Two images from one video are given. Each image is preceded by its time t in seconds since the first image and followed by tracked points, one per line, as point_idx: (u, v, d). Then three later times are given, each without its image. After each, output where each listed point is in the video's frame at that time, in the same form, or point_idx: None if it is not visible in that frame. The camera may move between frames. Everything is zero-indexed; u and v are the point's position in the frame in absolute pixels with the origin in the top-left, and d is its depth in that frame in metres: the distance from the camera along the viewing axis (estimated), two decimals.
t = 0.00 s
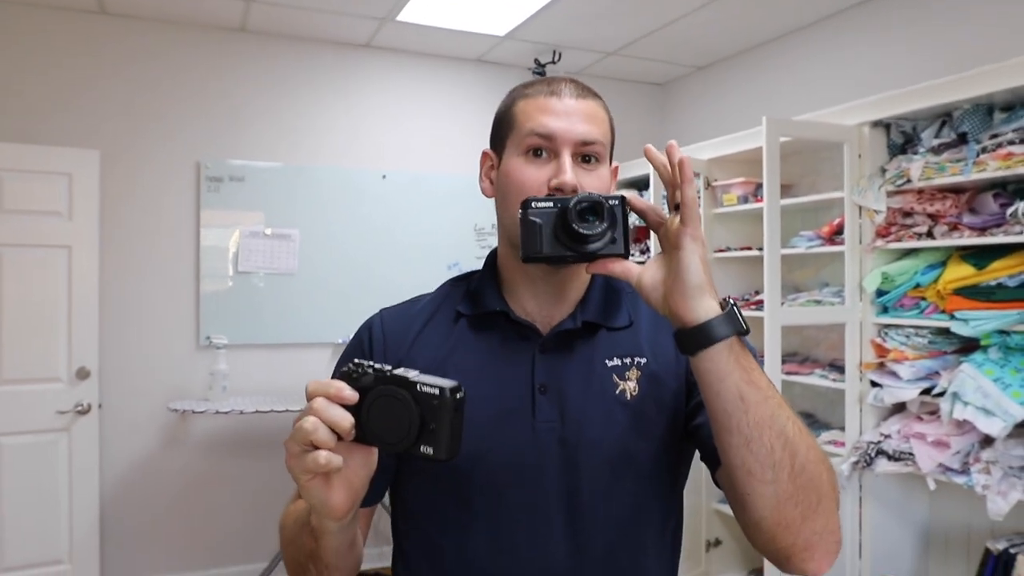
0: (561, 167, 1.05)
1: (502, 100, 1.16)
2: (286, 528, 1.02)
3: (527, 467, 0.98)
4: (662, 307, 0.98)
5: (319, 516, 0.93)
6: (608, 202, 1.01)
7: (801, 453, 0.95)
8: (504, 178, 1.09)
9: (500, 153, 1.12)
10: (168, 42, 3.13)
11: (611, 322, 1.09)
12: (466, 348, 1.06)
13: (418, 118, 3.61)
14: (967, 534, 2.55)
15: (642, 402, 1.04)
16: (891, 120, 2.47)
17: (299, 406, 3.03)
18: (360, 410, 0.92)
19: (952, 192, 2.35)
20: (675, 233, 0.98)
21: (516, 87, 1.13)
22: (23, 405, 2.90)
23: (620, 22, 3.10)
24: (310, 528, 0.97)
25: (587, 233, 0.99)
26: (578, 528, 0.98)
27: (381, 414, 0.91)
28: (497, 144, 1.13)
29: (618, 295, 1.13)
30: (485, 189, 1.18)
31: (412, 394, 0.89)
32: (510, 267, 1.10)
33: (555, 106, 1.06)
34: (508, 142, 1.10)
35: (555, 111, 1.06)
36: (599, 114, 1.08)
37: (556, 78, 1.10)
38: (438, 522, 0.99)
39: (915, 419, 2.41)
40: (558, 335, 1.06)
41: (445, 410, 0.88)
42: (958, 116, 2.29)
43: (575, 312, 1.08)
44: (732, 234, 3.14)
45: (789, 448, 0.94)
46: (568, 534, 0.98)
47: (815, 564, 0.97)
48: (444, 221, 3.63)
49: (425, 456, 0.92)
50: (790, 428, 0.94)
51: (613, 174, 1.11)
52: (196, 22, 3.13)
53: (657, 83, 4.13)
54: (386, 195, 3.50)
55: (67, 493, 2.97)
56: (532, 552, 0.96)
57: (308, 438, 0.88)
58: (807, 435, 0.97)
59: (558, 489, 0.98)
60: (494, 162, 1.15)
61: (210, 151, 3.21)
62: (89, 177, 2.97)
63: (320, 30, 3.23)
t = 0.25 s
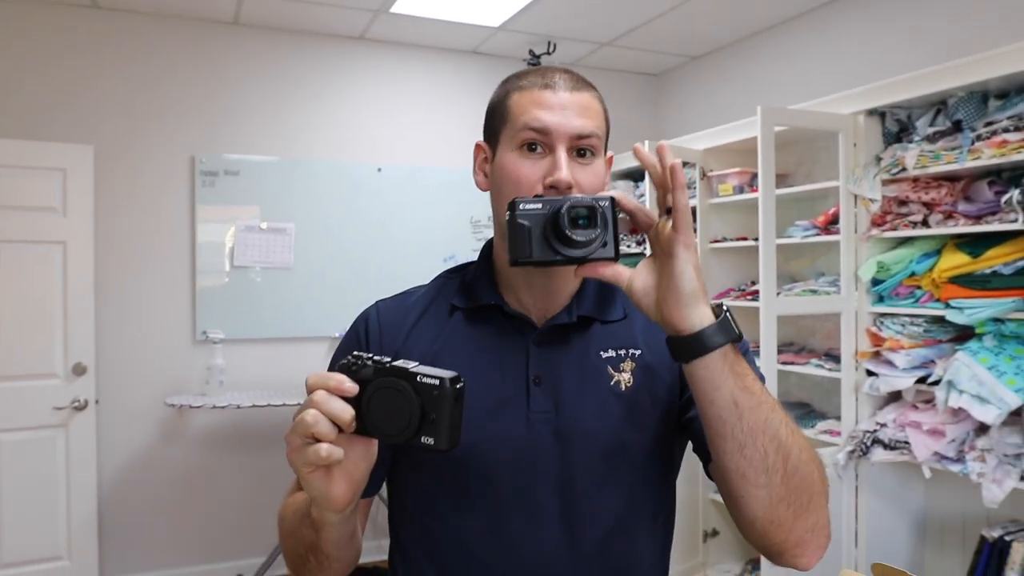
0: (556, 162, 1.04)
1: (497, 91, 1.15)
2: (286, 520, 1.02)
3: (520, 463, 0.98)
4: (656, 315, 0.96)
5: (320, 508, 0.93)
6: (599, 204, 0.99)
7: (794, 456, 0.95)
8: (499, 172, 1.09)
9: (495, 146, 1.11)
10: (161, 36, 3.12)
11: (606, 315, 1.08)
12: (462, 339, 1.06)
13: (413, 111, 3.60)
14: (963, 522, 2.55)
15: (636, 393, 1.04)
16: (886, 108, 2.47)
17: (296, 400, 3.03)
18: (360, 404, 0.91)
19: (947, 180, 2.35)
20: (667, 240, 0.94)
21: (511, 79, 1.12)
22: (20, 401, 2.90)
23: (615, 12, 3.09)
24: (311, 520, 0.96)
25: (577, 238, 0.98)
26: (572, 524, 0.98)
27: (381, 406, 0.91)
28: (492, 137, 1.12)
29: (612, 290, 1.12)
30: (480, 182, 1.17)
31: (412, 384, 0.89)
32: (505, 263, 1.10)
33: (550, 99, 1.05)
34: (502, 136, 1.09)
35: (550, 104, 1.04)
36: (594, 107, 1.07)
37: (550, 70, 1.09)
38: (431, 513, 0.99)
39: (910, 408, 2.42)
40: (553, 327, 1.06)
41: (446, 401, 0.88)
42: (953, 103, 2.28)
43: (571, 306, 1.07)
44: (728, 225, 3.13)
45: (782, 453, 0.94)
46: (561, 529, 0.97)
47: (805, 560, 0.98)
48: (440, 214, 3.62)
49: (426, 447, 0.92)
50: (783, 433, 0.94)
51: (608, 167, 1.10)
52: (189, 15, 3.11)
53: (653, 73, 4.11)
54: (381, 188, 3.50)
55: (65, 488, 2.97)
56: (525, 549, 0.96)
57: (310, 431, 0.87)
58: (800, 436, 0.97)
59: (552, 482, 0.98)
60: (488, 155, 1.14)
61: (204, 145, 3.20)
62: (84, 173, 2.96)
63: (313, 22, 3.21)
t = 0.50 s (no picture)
0: (546, 164, 1.04)
1: (491, 93, 1.15)
2: (281, 526, 1.02)
3: (517, 463, 0.98)
4: (655, 317, 0.96)
5: (314, 516, 0.92)
6: (598, 204, 0.99)
7: (793, 456, 0.95)
8: (490, 175, 1.08)
9: (487, 148, 1.11)
10: (155, 36, 3.11)
11: (599, 317, 1.08)
12: (454, 342, 1.06)
13: (408, 112, 3.60)
14: (958, 524, 2.56)
15: (630, 395, 1.04)
16: (881, 110, 2.47)
17: (291, 401, 3.02)
18: (352, 412, 0.91)
19: (941, 182, 2.35)
20: (667, 241, 0.94)
21: (504, 81, 1.12)
22: (14, 403, 2.89)
23: (609, 14, 3.09)
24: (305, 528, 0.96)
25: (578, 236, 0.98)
26: (570, 526, 0.97)
27: (373, 415, 0.91)
28: (484, 138, 1.12)
29: (605, 291, 1.12)
30: (472, 184, 1.17)
31: (404, 392, 0.89)
32: (497, 267, 1.10)
33: (542, 102, 1.05)
34: (494, 138, 1.08)
35: (541, 107, 1.04)
36: (586, 110, 1.06)
37: (543, 72, 1.08)
38: (426, 514, 0.99)
39: (905, 410, 2.42)
40: (546, 329, 1.05)
41: (439, 408, 0.88)
42: (947, 106, 2.29)
43: (564, 308, 1.07)
44: (723, 226, 3.13)
45: (782, 453, 0.94)
46: (557, 530, 0.97)
47: (804, 560, 0.98)
48: (436, 215, 3.62)
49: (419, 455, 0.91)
50: (783, 433, 0.95)
51: (600, 170, 1.10)
52: (184, 15, 3.11)
53: (649, 75, 4.11)
54: (376, 189, 3.49)
55: (59, 490, 2.96)
56: (523, 550, 0.96)
57: (302, 440, 0.88)
58: (798, 436, 0.98)
59: (547, 483, 0.98)
60: (480, 157, 1.14)
61: (199, 146, 3.19)
62: (78, 173, 2.95)
63: (309, 23, 3.21)
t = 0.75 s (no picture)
0: (541, 164, 1.04)
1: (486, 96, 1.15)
2: (278, 532, 1.02)
3: (520, 464, 0.98)
4: (660, 323, 0.95)
5: (312, 523, 0.92)
6: (586, 211, 0.97)
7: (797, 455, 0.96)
8: (486, 175, 1.08)
9: (483, 148, 1.11)
10: (151, 38, 3.10)
11: (596, 317, 1.08)
12: (451, 344, 1.05)
13: (405, 113, 3.59)
14: (955, 523, 2.56)
15: (627, 396, 1.04)
16: (877, 110, 2.48)
17: (288, 403, 3.02)
18: (350, 420, 0.91)
19: (937, 183, 2.36)
20: (665, 245, 0.94)
21: (500, 83, 1.12)
22: (10, 405, 2.88)
23: (606, 15, 3.09)
24: (303, 534, 0.96)
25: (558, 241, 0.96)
26: (571, 527, 0.97)
27: (371, 423, 0.90)
28: (480, 139, 1.12)
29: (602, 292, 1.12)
30: (469, 185, 1.16)
31: (403, 400, 0.89)
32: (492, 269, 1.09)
33: (537, 102, 1.05)
34: (489, 139, 1.08)
35: (536, 107, 1.04)
36: (581, 110, 1.06)
37: (538, 73, 1.09)
38: (424, 514, 0.99)
39: (902, 410, 2.42)
40: (543, 331, 1.05)
41: (438, 417, 0.87)
42: (943, 107, 2.30)
43: (561, 309, 1.07)
44: (720, 227, 3.14)
45: (789, 453, 0.94)
46: (558, 530, 0.97)
47: (807, 559, 0.99)
48: (432, 216, 3.62)
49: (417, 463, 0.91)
50: (789, 433, 0.95)
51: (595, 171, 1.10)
52: (181, 16, 3.10)
53: (645, 76, 4.12)
54: (373, 190, 3.49)
55: (55, 492, 2.95)
56: (525, 551, 0.95)
57: (300, 447, 0.87)
58: (801, 435, 0.98)
59: (547, 483, 0.98)
60: (476, 158, 1.14)
61: (195, 147, 3.19)
62: (74, 175, 2.94)
63: (306, 25, 3.21)
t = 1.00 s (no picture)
0: (540, 165, 1.04)
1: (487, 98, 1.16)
2: (280, 528, 1.01)
3: (525, 465, 0.98)
4: (669, 326, 0.95)
5: (313, 515, 0.92)
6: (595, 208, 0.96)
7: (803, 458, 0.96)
8: (486, 177, 1.08)
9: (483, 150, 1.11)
10: (152, 37, 3.10)
11: (597, 317, 1.08)
12: (452, 345, 1.05)
13: (406, 113, 3.59)
14: (956, 525, 2.56)
15: (628, 396, 1.03)
16: (879, 112, 2.48)
17: (288, 403, 3.02)
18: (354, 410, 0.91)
19: (939, 185, 2.35)
20: (677, 254, 0.92)
21: (499, 85, 1.12)
22: (10, 404, 2.88)
23: (607, 16, 3.09)
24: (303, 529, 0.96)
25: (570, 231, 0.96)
26: (574, 527, 0.97)
27: (374, 414, 0.90)
28: (481, 141, 1.12)
29: (604, 293, 1.12)
30: (471, 187, 1.17)
31: (405, 392, 0.89)
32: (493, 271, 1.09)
33: (535, 103, 1.05)
34: (489, 141, 1.08)
35: (535, 109, 1.04)
36: (580, 111, 1.06)
37: (538, 75, 1.09)
38: (424, 513, 0.99)
39: (903, 412, 2.42)
40: (544, 331, 1.05)
41: (439, 409, 0.87)
42: (945, 108, 2.29)
43: (562, 310, 1.07)
44: (721, 228, 3.13)
45: (796, 456, 0.94)
46: (562, 530, 0.97)
47: (811, 561, 0.99)
48: (433, 216, 3.62)
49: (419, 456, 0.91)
50: (796, 436, 0.95)
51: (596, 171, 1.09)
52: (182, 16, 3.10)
53: (646, 77, 4.12)
54: (374, 191, 3.49)
55: (55, 491, 2.95)
56: (529, 552, 0.95)
57: (302, 437, 0.88)
58: (807, 438, 0.98)
59: (550, 483, 0.98)
60: (477, 160, 1.14)
61: (196, 147, 3.19)
62: (75, 174, 2.94)
63: (307, 24, 3.21)
